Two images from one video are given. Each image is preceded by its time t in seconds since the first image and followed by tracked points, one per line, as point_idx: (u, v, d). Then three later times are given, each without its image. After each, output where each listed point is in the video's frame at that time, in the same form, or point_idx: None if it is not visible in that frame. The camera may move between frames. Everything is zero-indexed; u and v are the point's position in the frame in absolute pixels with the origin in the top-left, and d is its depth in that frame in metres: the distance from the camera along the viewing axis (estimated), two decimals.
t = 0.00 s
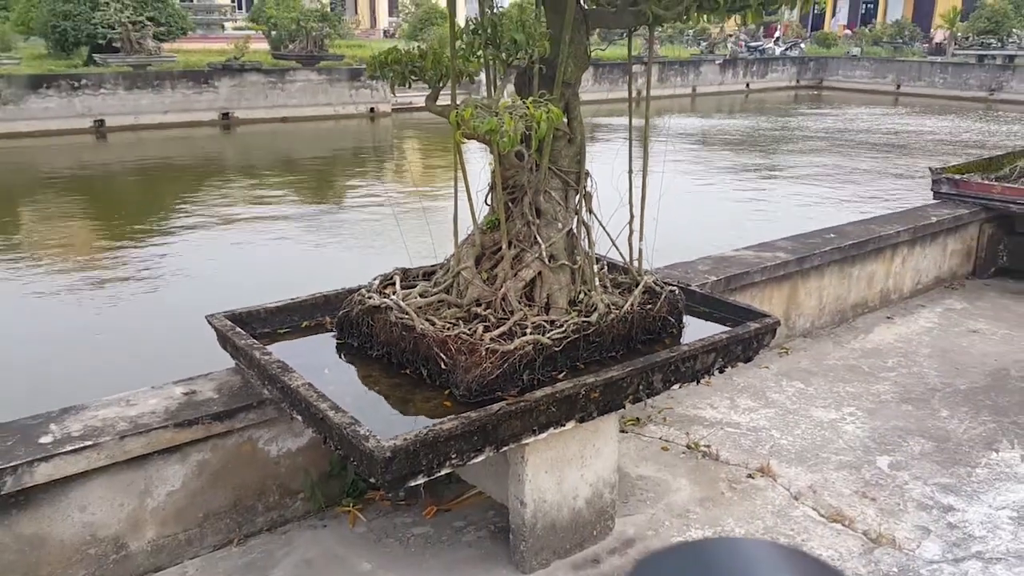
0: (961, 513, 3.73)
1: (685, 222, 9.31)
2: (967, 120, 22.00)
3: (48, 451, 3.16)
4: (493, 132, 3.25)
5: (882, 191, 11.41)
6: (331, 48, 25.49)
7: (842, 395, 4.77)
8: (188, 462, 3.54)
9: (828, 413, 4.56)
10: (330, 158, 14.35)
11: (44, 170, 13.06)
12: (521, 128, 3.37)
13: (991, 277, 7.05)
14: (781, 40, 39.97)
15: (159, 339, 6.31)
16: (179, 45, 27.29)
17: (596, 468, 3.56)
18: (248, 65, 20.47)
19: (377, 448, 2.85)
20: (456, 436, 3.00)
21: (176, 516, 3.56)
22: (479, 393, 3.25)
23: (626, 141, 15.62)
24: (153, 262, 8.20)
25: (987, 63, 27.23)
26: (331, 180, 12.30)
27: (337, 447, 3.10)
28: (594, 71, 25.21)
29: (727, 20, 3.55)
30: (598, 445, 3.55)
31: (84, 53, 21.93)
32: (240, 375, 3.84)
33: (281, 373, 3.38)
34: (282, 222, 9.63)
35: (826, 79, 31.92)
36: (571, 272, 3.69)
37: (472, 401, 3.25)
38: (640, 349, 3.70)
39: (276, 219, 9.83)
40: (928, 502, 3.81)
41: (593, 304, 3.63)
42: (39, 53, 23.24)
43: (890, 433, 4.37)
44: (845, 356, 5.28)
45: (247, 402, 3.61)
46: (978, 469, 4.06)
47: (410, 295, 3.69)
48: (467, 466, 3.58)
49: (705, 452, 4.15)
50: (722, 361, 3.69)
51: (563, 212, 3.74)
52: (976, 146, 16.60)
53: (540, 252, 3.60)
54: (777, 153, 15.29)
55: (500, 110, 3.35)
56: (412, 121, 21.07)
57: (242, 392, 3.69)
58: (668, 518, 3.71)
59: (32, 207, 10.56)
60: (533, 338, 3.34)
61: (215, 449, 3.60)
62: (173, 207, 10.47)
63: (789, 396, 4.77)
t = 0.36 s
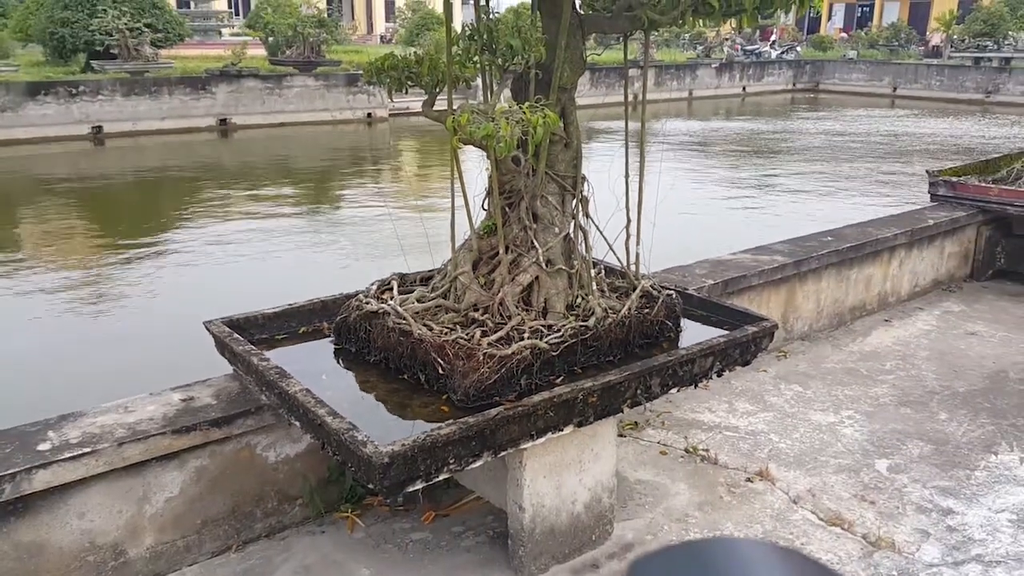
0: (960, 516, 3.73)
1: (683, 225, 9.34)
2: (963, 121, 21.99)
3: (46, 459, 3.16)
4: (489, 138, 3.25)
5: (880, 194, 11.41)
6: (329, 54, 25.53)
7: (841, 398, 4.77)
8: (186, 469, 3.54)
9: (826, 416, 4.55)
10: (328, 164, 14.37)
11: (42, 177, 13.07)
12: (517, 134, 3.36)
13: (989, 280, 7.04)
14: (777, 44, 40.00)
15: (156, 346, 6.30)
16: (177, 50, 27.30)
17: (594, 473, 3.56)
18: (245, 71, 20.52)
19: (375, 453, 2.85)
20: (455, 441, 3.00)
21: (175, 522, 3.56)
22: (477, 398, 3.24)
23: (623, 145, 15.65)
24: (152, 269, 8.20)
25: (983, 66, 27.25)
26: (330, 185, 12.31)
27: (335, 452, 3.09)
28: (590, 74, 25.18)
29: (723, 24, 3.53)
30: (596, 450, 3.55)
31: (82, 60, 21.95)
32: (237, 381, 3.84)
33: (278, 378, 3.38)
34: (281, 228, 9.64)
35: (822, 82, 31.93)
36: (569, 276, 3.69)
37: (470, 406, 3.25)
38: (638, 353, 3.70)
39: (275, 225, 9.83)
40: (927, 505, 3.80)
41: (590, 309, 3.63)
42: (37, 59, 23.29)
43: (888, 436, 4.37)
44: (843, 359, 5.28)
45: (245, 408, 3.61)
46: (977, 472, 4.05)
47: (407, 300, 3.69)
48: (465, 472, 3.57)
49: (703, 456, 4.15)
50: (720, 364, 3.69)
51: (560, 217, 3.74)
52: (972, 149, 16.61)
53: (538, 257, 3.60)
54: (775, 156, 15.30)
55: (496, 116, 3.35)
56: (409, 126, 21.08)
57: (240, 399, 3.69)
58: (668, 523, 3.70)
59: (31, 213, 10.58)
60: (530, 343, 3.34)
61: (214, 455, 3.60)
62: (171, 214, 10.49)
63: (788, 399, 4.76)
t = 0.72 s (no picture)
0: (963, 518, 3.72)
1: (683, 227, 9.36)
2: (965, 123, 21.99)
3: (48, 462, 3.17)
4: (490, 140, 3.25)
5: (881, 194, 11.41)
6: (329, 57, 25.56)
7: (843, 399, 4.76)
8: (189, 472, 3.54)
9: (828, 418, 4.55)
10: (329, 167, 14.39)
11: (44, 180, 13.10)
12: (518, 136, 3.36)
13: (991, 281, 7.03)
14: (779, 45, 39.98)
15: (157, 349, 6.31)
16: (179, 54, 27.34)
17: (596, 475, 3.56)
18: (246, 74, 20.56)
19: (377, 456, 2.85)
20: (456, 443, 3.00)
21: (177, 525, 3.56)
22: (478, 401, 3.24)
23: (624, 147, 15.66)
24: (154, 272, 8.22)
25: (985, 66, 27.22)
26: (331, 188, 12.33)
27: (337, 455, 3.09)
28: (592, 77, 25.35)
29: (724, 26, 3.54)
30: (598, 451, 3.54)
31: (83, 63, 21.99)
32: (239, 384, 3.84)
33: (280, 381, 3.38)
34: (283, 231, 9.65)
35: (824, 84, 31.92)
36: (570, 278, 3.69)
37: (471, 408, 3.25)
38: (639, 355, 3.69)
39: (277, 227, 9.85)
40: (929, 506, 3.79)
41: (592, 311, 3.63)
42: (38, 64, 23.35)
43: (890, 438, 4.36)
44: (845, 361, 5.27)
45: (247, 411, 3.61)
46: (980, 474, 4.04)
47: (409, 303, 3.69)
48: (467, 474, 3.57)
49: (705, 458, 4.14)
50: (722, 366, 3.68)
51: (562, 219, 3.74)
52: (974, 149, 16.60)
53: (539, 259, 3.60)
54: (777, 157, 15.30)
55: (497, 118, 3.35)
56: (410, 129, 21.09)
57: (241, 401, 3.69)
58: (670, 525, 3.70)
59: (34, 216, 10.60)
60: (532, 345, 3.34)
61: (216, 458, 3.61)
62: (173, 217, 10.50)
63: (789, 401, 4.76)
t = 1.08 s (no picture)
0: (963, 519, 3.73)
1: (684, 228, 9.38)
2: (965, 125, 22.03)
3: (49, 462, 3.16)
4: (491, 141, 3.24)
5: (881, 196, 11.42)
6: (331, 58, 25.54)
7: (844, 401, 4.76)
8: (189, 472, 3.54)
9: (829, 420, 4.55)
10: (330, 167, 14.39)
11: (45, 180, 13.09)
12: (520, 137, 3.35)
13: (992, 283, 7.04)
14: (779, 48, 40.00)
15: (158, 350, 6.30)
16: (179, 54, 27.24)
17: (597, 476, 3.56)
18: (246, 75, 20.52)
19: (378, 457, 2.85)
20: (457, 445, 2.99)
21: (177, 526, 3.56)
22: (479, 402, 3.24)
23: (626, 149, 15.67)
24: (154, 272, 8.21)
25: (986, 69, 27.25)
26: (332, 189, 12.32)
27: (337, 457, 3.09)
28: (594, 78, 25.37)
29: (725, 27, 3.52)
30: (599, 452, 3.54)
31: (84, 64, 21.95)
32: (239, 386, 3.84)
33: (280, 382, 3.37)
34: (283, 232, 9.65)
35: (825, 86, 31.95)
36: (571, 280, 3.69)
37: (472, 410, 3.24)
38: (640, 357, 3.69)
39: (277, 228, 9.84)
40: (930, 508, 3.80)
41: (593, 312, 3.63)
42: (39, 64, 23.29)
43: (891, 439, 4.37)
44: (846, 362, 5.28)
45: (248, 412, 3.60)
46: (980, 475, 4.05)
47: (409, 304, 3.69)
48: (468, 475, 3.57)
49: (706, 459, 4.15)
50: (723, 368, 3.68)
51: (563, 221, 3.74)
52: (974, 151, 16.61)
53: (540, 260, 3.60)
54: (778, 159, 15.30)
55: (498, 119, 3.34)
56: (411, 130, 21.08)
57: (242, 402, 3.69)
58: (671, 526, 3.70)
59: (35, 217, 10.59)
60: (533, 346, 3.34)
61: (217, 459, 3.60)
62: (175, 218, 10.50)
63: (790, 402, 4.76)
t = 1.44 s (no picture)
0: (959, 510, 3.74)
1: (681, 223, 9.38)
2: (960, 118, 22.10)
3: (44, 460, 3.14)
4: (487, 135, 3.23)
5: (876, 189, 11.44)
6: (328, 53, 25.43)
7: (841, 393, 4.77)
8: (185, 470, 3.52)
9: (826, 412, 4.56)
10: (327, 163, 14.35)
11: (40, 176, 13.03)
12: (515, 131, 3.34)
13: (987, 275, 7.06)
14: (775, 41, 40.03)
15: (155, 347, 6.27)
16: (175, 49, 27.11)
17: (595, 470, 3.55)
18: (242, 70, 20.43)
19: (375, 453, 2.84)
20: (455, 439, 2.99)
21: (173, 523, 3.54)
22: (476, 397, 3.23)
23: (624, 143, 15.66)
24: (149, 269, 8.18)
25: (981, 62, 27.29)
26: (330, 185, 12.30)
27: (335, 453, 3.08)
28: (591, 73, 25.23)
29: (722, 20, 3.52)
30: (596, 447, 3.54)
31: (78, 59, 21.82)
32: (235, 382, 3.83)
33: (276, 378, 3.36)
34: (279, 228, 9.63)
35: (821, 78, 31.97)
36: (568, 274, 3.68)
37: (469, 405, 3.23)
38: (637, 350, 3.69)
39: (275, 224, 9.82)
40: (926, 499, 3.81)
41: (590, 306, 3.62)
42: (33, 59, 23.15)
43: (888, 431, 4.38)
44: (842, 355, 5.29)
45: (244, 409, 3.59)
46: (976, 466, 4.06)
47: (406, 299, 3.67)
48: (466, 470, 3.56)
49: (703, 453, 4.15)
50: (719, 361, 3.68)
51: (559, 215, 3.74)
52: (969, 144, 16.65)
53: (536, 255, 3.59)
54: (775, 153, 15.31)
55: (494, 113, 3.33)
56: (408, 125, 21.02)
57: (238, 399, 3.67)
58: (668, 519, 3.71)
59: (31, 212, 10.56)
60: (530, 341, 3.33)
61: (212, 456, 3.59)
62: (171, 213, 10.46)
63: (787, 395, 4.77)
